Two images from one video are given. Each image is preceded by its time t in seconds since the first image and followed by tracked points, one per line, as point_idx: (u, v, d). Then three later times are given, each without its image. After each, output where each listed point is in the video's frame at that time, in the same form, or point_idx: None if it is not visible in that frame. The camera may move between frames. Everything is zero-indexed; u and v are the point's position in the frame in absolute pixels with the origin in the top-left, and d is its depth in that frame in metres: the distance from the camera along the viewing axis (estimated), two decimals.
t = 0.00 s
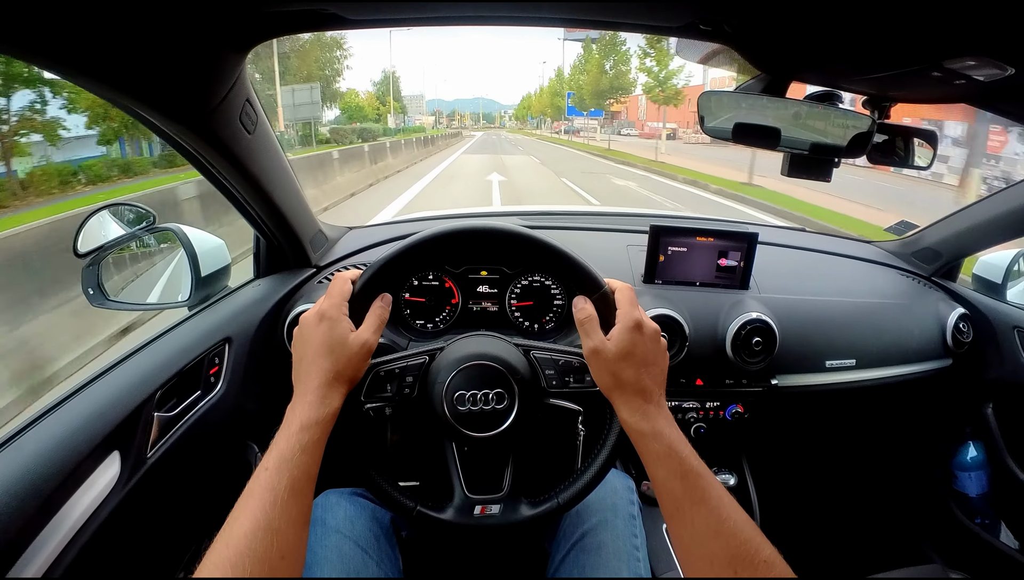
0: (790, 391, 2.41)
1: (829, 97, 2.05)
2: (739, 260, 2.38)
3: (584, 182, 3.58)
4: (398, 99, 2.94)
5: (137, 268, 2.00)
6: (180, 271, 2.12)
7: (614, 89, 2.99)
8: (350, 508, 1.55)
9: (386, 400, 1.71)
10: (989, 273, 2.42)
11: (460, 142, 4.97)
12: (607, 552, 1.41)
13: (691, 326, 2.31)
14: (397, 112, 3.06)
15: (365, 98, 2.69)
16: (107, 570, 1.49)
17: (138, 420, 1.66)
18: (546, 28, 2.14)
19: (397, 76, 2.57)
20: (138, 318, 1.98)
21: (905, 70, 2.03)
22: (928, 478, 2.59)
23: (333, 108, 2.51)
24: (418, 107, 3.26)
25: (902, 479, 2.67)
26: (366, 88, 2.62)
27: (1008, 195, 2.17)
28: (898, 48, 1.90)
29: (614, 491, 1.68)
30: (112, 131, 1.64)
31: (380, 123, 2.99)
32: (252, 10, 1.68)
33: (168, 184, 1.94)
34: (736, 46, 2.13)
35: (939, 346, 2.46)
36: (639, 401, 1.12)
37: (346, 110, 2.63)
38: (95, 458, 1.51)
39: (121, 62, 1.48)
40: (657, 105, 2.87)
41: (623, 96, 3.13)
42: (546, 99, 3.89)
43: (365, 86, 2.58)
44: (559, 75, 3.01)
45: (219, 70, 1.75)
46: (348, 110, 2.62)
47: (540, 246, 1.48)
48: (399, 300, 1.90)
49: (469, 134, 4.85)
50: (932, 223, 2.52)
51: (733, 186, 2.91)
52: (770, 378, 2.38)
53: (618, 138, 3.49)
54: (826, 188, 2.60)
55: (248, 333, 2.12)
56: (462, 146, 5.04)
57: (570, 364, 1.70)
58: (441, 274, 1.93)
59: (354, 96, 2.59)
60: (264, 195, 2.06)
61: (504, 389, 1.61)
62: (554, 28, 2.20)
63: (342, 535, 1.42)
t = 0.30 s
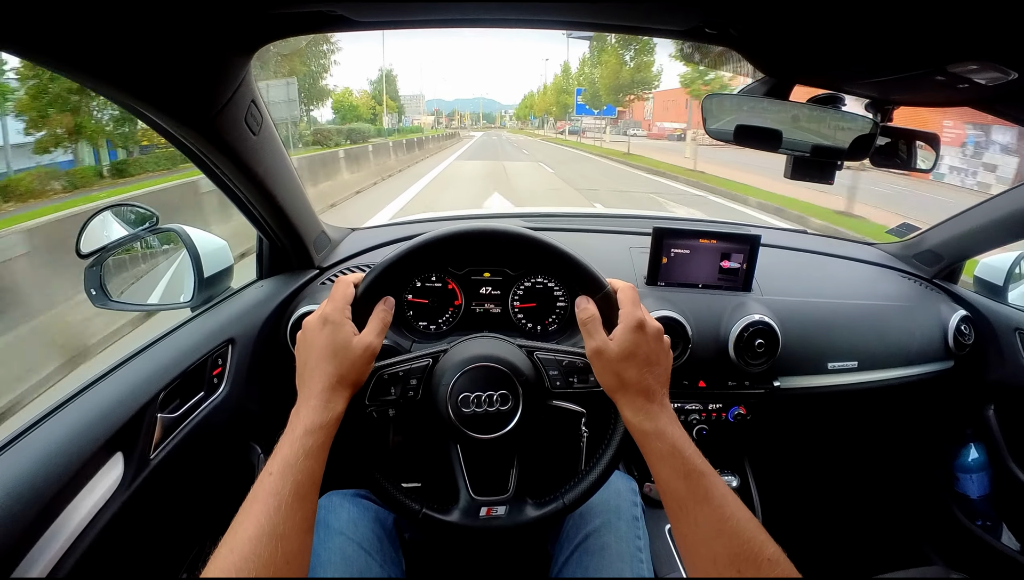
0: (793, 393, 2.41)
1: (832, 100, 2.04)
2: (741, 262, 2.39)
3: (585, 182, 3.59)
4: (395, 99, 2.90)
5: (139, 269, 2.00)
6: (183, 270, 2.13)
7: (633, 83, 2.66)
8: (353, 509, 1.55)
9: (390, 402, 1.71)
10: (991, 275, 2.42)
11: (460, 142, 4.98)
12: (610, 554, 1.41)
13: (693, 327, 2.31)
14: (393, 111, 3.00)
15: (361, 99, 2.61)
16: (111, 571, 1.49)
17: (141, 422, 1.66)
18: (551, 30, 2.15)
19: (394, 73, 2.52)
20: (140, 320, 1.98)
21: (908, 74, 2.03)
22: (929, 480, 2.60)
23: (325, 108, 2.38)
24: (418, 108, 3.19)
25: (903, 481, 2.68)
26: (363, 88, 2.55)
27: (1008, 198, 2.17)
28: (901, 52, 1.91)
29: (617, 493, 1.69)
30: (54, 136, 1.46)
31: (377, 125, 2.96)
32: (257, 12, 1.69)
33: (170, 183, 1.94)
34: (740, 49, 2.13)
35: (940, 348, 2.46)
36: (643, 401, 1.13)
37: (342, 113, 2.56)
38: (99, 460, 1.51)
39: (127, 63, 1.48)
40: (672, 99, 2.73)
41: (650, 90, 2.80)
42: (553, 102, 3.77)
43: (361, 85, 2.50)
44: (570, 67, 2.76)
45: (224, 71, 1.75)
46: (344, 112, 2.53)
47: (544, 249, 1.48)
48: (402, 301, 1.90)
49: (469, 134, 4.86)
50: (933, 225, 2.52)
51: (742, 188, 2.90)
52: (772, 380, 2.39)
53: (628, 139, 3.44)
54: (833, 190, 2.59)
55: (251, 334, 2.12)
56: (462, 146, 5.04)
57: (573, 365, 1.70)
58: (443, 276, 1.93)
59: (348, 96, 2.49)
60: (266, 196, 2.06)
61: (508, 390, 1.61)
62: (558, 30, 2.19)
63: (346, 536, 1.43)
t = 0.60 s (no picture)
0: (792, 393, 2.41)
1: (834, 100, 2.02)
2: (741, 262, 2.38)
3: (585, 182, 3.59)
4: (393, 97, 2.89)
5: (138, 267, 2.00)
6: (182, 268, 2.13)
7: (663, 74, 2.54)
8: (351, 508, 1.55)
9: (388, 401, 1.71)
10: (991, 275, 2.42)
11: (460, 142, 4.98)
12: (608, 554, 1.41)
13: (692, 327, 2.31)
14: (389, 110, 2.97)
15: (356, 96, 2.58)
16: (108, 570, 1.48)
17: (139, 420, 1.66)
18: (551, 29, 2.14)
19: (393, 71, 2.51)
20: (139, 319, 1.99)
21: (908, 74, 2.03)
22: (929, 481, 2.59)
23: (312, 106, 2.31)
24: (417, 107, 3.18)
25: (902, 482, 2.67)
26: (356, 86, 2.52)
27: (1009, 199, 2.17)
28: (901, 52, 1.90)
29: (615, 493, 1.68)
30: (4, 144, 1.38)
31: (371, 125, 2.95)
32: (256, 11, 1.69)
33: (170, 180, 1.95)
34: (740, 48, 2.13)
35: (940, 349, 2.46)
36: (640, 401, 1.12)
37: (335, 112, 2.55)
38: (96, 458, 1.51)
39: (126, 62, 1.48)
40: (683, 97, 2.63)
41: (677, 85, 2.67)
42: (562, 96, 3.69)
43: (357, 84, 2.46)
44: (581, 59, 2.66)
45: (224, 70, 1.75)
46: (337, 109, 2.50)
47: (542, 248, 1.47)
48: (400, 300, 1.90)
49: (469, 134, 4.86)
50: (934, 226, 2.52)
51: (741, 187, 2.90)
52: (772, 380, 2.38)
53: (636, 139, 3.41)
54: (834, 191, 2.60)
55: (250, 333, 2.12)
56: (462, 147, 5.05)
57: (571, 364, 1.70)
58: (442, 276, 1.93)
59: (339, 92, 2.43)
60: (265, 194, 2.06)
61: (506, 389, 1.61)
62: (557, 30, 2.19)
63: (344, 535, 1.42)
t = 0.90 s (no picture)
0: (793, 394, 2.41)
1: (834, 101, 1.98)
2: (742, 263, 2.38)
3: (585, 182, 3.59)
4: (389, 95, 2.87)
5: (139, 268, 2.01)
6: (182, 269, 2.13)
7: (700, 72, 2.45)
8: (353, 509, 1.55)
9: (390, 402, 1.71)
10: (992, 276, 2.42)
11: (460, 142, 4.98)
12: (611, 554, 1.41)
13: (694, 328, 2.31)
14: (387, 110, 2.96)
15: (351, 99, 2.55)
16: (110, 571, 1.48)
17: (141, 420, 1.66)
18: (552, 29, 2.14)
19: (389, 68, 2.49)
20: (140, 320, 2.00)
21: (910, 75, 2.03)
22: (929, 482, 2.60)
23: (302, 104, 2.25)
24: (415, 107, 3.18)
25: (903, 482, 2.68)
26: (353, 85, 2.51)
27: (1010, 200, 2.18)
28: (903, 53, 1.91)
29: (617, 493, 1.69)
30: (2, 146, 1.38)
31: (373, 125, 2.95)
32: (259, 10, 1.68)
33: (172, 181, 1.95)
34: (742, 49, 2.13)
35: (941, 350, 2.46)
36: (642, 400, 1.12)
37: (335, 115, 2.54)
38: (98, 459, 1.50)
39: (127, 62, 1.47)
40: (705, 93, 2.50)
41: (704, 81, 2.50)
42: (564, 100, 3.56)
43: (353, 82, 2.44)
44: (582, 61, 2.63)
45: (225, 70, 1.75)
46: (332, 110, 2.46)
47: (544, 249, 1.47)
48: (402, 301, 1.90)
49: (468, 135, 4.86)
50: (935, 227, 2.52)
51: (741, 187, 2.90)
52: (773, 381, 2.39)
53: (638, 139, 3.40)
54: (835, 192, 2.60)
55: (252, 333, 2.12)
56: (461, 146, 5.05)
57: (573, 364, 1.70)
58: (444, 276, 1.93)
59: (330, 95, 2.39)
60: (267, 194, 2.05)
61: (508, 390, 1.61)
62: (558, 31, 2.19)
63: (346, 535, 1.42)
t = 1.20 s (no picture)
0: (792, 395, 2.41)
1: (835, 102, 1.98)
2: (741, 264, 2.38)
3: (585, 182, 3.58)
4: (385, 94, 2.82)
5: (135, 268, 2.00)
6: (179, 268, 2.12)
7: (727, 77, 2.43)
8: (351, 509, 1.54)
9: (387, 402, 1.70)
10: (991, 279, 2.41)
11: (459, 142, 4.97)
12: (609, 556, 1.41)
13: (693, 329, 2.30)
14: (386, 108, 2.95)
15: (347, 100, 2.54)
16: (105, 570, 1.48)
17: (138, 419, 1.65)
18: (553, 28, 2.13)
19: (385, 67, 2.45)
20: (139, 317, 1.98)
21: (910, 76, 2.03)
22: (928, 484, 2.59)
23: (297, 105, 2.21)
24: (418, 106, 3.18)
25: (902, 485, 2.67)
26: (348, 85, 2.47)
27: (1010, 202, 2.18)
28: (903, 54, 1.90)
29: (615, 495, 1.68)
30: None
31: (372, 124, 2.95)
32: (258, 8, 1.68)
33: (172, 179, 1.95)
34: (742, 50, 2.12)
35: (940, 352, 2.46)
36: (641, 401, 1.12)
37: (330, 116, 2.52)
38: (94, 458, 1.50)
39: (126, 59, 1.47)
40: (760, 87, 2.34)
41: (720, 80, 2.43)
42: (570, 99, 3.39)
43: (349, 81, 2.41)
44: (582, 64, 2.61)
45: (225, 68, 1.75)
46: (324, 109, 2.41)
47: (543, 249, 1.47)
48: (400, 301, 1.89)
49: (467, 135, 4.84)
50: (935, 228, 2.51)
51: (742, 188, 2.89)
52: (772, 383, 2.38)
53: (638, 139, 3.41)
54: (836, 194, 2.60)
55: (249, 332, 2.11)
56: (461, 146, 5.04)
57: (572, 365, 1.69)
58: (442, 276, 1.92)
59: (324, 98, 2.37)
60: (266, 193, 2.05)
61: (506, 391, 1.61)
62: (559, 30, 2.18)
63: (343, 536, 1.42)
